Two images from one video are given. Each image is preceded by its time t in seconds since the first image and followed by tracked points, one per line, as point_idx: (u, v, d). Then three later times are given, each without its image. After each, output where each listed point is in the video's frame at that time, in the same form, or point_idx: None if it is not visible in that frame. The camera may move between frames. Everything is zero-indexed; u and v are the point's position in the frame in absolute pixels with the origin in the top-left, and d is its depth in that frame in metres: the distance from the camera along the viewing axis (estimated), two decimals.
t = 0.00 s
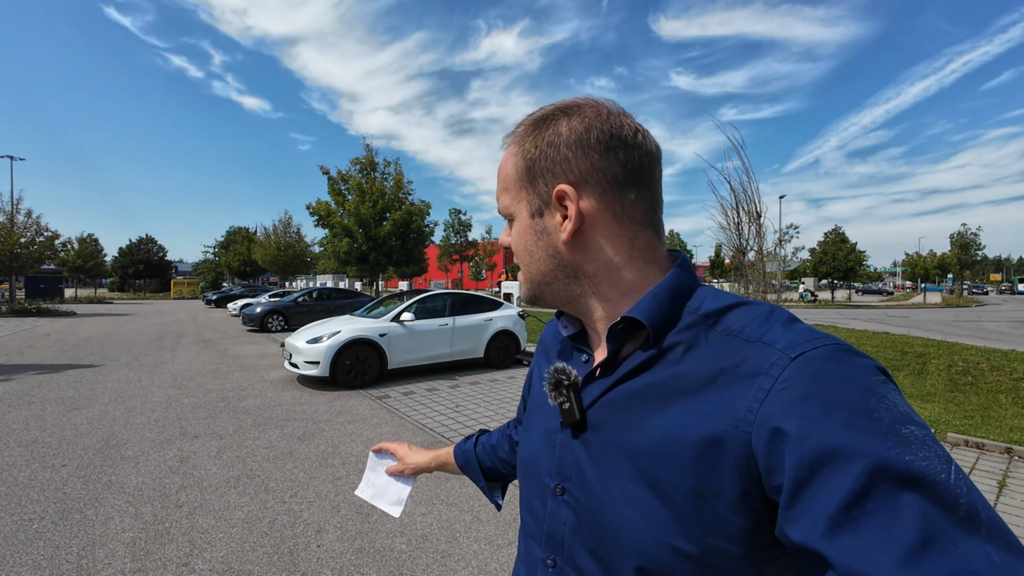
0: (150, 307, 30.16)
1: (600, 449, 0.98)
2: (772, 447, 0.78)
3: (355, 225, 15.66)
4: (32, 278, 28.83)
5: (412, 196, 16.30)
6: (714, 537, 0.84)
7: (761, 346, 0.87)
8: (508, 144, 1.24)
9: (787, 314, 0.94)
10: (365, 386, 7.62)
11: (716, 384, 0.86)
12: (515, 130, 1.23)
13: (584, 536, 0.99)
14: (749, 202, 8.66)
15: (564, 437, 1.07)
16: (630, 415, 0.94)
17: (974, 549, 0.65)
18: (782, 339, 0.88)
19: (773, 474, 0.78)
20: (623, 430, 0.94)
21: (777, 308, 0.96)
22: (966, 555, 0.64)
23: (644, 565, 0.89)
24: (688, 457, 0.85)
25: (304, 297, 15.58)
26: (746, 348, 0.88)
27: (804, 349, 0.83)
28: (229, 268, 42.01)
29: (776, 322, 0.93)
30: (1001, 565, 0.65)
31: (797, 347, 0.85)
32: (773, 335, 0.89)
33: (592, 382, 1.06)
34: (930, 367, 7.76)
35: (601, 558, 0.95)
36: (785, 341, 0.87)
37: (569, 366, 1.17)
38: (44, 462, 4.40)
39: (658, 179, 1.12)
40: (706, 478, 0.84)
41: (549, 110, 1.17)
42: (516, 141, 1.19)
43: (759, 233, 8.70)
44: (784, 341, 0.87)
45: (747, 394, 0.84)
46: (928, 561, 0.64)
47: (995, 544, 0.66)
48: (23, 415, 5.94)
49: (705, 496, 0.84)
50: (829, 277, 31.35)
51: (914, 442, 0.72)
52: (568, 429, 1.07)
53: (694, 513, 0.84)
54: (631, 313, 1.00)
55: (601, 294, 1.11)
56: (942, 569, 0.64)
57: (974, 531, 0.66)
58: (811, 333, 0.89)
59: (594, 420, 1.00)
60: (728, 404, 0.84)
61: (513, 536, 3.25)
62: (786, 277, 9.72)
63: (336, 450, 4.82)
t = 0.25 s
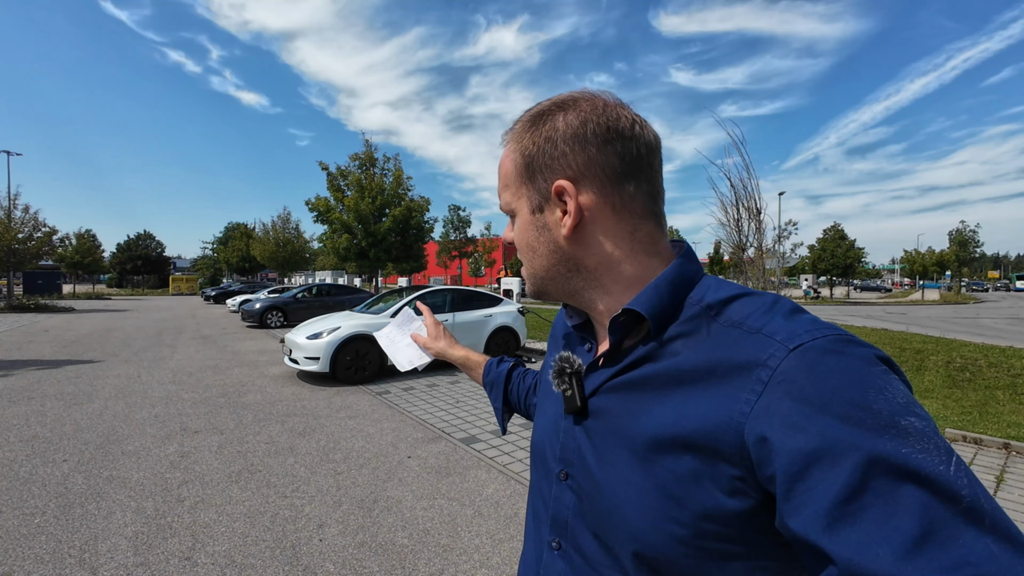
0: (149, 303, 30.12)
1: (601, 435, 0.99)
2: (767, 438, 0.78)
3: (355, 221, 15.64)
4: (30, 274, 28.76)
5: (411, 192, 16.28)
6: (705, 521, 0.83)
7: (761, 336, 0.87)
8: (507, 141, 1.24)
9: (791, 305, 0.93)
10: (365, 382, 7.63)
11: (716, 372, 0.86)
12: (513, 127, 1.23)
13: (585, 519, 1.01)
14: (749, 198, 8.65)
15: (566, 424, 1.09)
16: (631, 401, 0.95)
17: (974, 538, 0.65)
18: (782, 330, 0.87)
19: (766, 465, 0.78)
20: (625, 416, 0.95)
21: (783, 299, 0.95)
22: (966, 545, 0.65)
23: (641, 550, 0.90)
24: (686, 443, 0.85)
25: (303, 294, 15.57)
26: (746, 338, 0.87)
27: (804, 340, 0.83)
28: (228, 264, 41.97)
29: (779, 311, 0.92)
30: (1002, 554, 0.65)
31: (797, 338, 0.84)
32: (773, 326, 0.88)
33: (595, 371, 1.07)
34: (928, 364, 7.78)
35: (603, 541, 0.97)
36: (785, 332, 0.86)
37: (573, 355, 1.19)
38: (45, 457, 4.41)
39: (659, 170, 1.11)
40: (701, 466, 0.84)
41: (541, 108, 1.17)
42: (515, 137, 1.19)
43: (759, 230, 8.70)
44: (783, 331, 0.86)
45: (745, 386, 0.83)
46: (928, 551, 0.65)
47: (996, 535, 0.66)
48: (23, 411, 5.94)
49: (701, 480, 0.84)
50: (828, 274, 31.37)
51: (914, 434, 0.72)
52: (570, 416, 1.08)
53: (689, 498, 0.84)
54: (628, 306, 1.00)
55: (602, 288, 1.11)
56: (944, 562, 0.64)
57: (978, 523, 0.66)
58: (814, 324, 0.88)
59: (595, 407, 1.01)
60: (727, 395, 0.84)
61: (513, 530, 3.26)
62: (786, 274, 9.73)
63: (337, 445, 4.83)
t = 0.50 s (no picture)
0: (147, 299, 30.04)
1: (610, 428, 0.99)
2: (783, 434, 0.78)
3: (353, 217, 15.60)
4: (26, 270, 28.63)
5: (410, 188, 16.25)
6: (713, 517, 0.83)
7: (778, 336, 0.88)
8: (528, 125, 1.23)
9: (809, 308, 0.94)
10: (364, 378, 7.63)
11: (733, 368, 0.87)
12: (537, 111, 1.22)
13: (590, 510, 1.01)
14: (748, 195, 8.65)
15: (574, 417, 1.09)
16: (642, 394, 0.95)
17: (984, 540, 0.65)
18: (799, 331, 0.88)
19: (779, 462, 0.78)
20: (636, 408, 0.95)
21: (799, 301, 0.96)
22: (975, 546, 0.65)
23: (644, 543, 0.90)
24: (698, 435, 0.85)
25: (301, 290, 15.56)
26: (764, 337, 0.88)
27: (823, 340, 0.84)
28: (225, 260, 41.87)
29: (795, 313, 0.93)
30: (1010, 557, 0.65)
31: (815, 338, 0.85)
32: (791, 327, 0.89)
33: (605, 364, 1.07)
34: (925, 360, 7.82)
35: (608, 533, 0.97)
36: (802, 333, 0.87)
37: (582, 347, 1.18)
38: (44, 453, 4.40)
39: (682, 168, 1.12)
40: (712, 462, 0.84)
41: (570, 92, 1.15)
42: (540, 122, 1.18)
43: (758, 227, 8.70)
44: (801, 332, 0.88)
45: (760, 384, 0.84)
46: (938, 551, 0.65)
47: (1007, 538, 0.67)
48: (21, 407, 5.92)
49: (713, 475, 0.84)
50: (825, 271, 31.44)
51: (928, 435, 0.73)
52: (578, 409, 1.08)
53: (699, 493, 0.84)
54: (644, 301, 1.00)
55: (617, 282, 1.11)
56: (953, 561, 0.64)
57: (987, 526, 0.67)
58: (831, 326, 0.89)
59: (606, 400, 1.01)
60: (743, 390, 0.85)
61: (513, 525, 3.27)
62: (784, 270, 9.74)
63: (336, 441, 4.83)
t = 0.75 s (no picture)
0: (144, 297, 29.96)
1: (605, 422, 0.99)
2: (786, 425, 0.78)
3: (351, 215, 15.58)
4: (23, 268, 28.52)
5: (408, 186, 16.22)
6: (714, 512, 0.83)
7: (779, 328, 0.88)
8: (527, 106, 1.21)
9: (807, 298, 0.94)
10: (362, 375, 7.63)
11: (733, 360, 0.87)
12: (537, 91, 1.20)
13: (582, 504, 1.01)
14: (745, 193, 8.66)
15: (568, 411, 1.09)
16: (638, 387, 0.95)
17: (983, 530, 0.66)
18: (800, 322, 0.88)
19: (783, 454, 0.79)
20: (632, 402, 0.95)
21: (796, 292, 0.97)
22: (973, 536, 0.65)
23: (641, 536, 0.90)
24: (692, 429, 0.86)
25: (299, 288, 15.54)
26: (763, 329, 0.88)
27: (825, 332, 0.84)
28: (223, 258, 41.80)
29: (795, 305, 0.93)
30: (1008, 546, 0.66)
31: (816, 330, 0.85)
32: (791, 318, 0.89)
33: (600, 359, 1.07)
34: (921, 358, 7.85)
35: (598, 527, 0.97)
36: (803, 324, 0.87)
37: (576, 341, 1.18)
38: (41, 450, 4.39)
39: (685, 158, 1.12)
40: (711, 456, 0.84)
41: (576, 77, 1.13)
42: (545, 100, 1.15)
43: (756, 225, 8.71)
44: (802, 323, 0.88)
45: (762, 376, 0.84)
46: (935, 540, 0.65)
47: (1005, 528, 0.67)
48: (17, 404, 5.91)
49: (709, 470, 0.84)
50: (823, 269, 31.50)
51: (929, 425, 0.73)
52: (573, 404, 1.08)
53: (696, 488, 0.85)
54: (645, 293, 1.00)
55: (614, 269, 1.11)
56: (951, 552, 0.64)
57: (984, 517, 0.67)
58: (830, 317, 0.89)
59: (601, 395, 1.01)
60: (742, 382, 0.85)
61: (511, 521, 3.28)
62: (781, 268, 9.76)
63: (333, 438, 4.83)
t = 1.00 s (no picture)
0: (141, 296, 29.88)
1: (597, 423, 0.98)
2: (778, 416, 0.79)
3: (349, 214, 15.55)
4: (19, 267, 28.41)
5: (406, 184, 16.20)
6: (710, 508, 0.83)
7: (766, 319, 0.88)
8: (529, 91, 1.14)
9: (789, 290, 0.94)
10: (359, 375, 7.62)
11: (723, 355, 0.87)
12: (544, 77, 1.15)
13: (576, 507, 1.01)
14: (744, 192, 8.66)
15: (560, 413, 1.08)
16: (628, 386, 0.95)
17: (965, 512, 0.67)
18: (787, 313, 0.89)
19: (777, 444, 0.79)
20: (624, 402, 0.95)
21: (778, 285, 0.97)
22: (956, 518, 0.67)
23: (637, 537, 0.89)
24: (687, 428, 0.85)
25: (297, 287, 15.51)
26: (751, 322, 0.88)
27: (810, 323, 0.84)
28: (221, 256, 41.72)
29: (781, 297, 0.93)
30: (990, 527, 0.67)
31: (803, 321, 0.86)
32: (779, 310, 0.90)
33: (592, 359, 1.07)
34: (918, 357, 7.86)
35: (592, 528, 0.97)
36: (790, 316, 0.88)
37: (567, 343, 1.19)
38: (36, 450, 4.38)
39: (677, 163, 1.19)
40: (705, 451, 0.83)
41: (591, 67, 1.11)
42: (556, 86, 1.11)
43: (754, 224, 8.72)
44: (789, 315, 0.88)
45: (751, 368, 0.84)
46: (920, 523, 0.67)
47: (987, 508, 0.68)
48: (13, 403, 5.90)
49: (703, 467, 0.84)
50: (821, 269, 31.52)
51: (914, 412, 0.74)
52: (564, 405, 1.08)
53: (690, 485, 0.84)
54: (638, 291, 1.00)
55: (617, 268, 1.11)
56: (936, 532, 0.66)
57: (967, 498, 0.68)
58: (815, 309, 0.90)
59: (593, 395, 1.01)
60: (732, 376, 0.85)
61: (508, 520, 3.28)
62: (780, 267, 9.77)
63: (331, 437, 4.82)
